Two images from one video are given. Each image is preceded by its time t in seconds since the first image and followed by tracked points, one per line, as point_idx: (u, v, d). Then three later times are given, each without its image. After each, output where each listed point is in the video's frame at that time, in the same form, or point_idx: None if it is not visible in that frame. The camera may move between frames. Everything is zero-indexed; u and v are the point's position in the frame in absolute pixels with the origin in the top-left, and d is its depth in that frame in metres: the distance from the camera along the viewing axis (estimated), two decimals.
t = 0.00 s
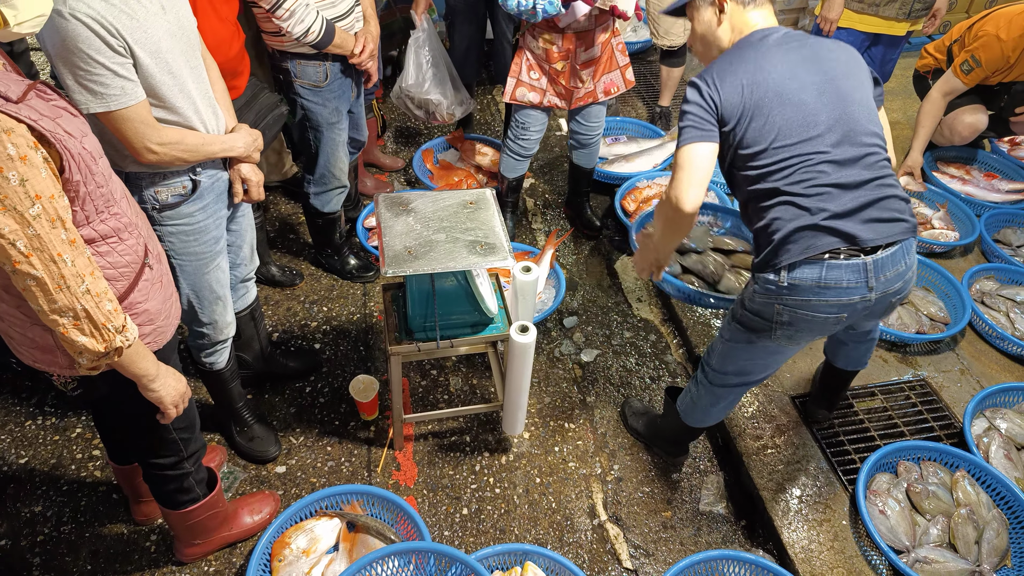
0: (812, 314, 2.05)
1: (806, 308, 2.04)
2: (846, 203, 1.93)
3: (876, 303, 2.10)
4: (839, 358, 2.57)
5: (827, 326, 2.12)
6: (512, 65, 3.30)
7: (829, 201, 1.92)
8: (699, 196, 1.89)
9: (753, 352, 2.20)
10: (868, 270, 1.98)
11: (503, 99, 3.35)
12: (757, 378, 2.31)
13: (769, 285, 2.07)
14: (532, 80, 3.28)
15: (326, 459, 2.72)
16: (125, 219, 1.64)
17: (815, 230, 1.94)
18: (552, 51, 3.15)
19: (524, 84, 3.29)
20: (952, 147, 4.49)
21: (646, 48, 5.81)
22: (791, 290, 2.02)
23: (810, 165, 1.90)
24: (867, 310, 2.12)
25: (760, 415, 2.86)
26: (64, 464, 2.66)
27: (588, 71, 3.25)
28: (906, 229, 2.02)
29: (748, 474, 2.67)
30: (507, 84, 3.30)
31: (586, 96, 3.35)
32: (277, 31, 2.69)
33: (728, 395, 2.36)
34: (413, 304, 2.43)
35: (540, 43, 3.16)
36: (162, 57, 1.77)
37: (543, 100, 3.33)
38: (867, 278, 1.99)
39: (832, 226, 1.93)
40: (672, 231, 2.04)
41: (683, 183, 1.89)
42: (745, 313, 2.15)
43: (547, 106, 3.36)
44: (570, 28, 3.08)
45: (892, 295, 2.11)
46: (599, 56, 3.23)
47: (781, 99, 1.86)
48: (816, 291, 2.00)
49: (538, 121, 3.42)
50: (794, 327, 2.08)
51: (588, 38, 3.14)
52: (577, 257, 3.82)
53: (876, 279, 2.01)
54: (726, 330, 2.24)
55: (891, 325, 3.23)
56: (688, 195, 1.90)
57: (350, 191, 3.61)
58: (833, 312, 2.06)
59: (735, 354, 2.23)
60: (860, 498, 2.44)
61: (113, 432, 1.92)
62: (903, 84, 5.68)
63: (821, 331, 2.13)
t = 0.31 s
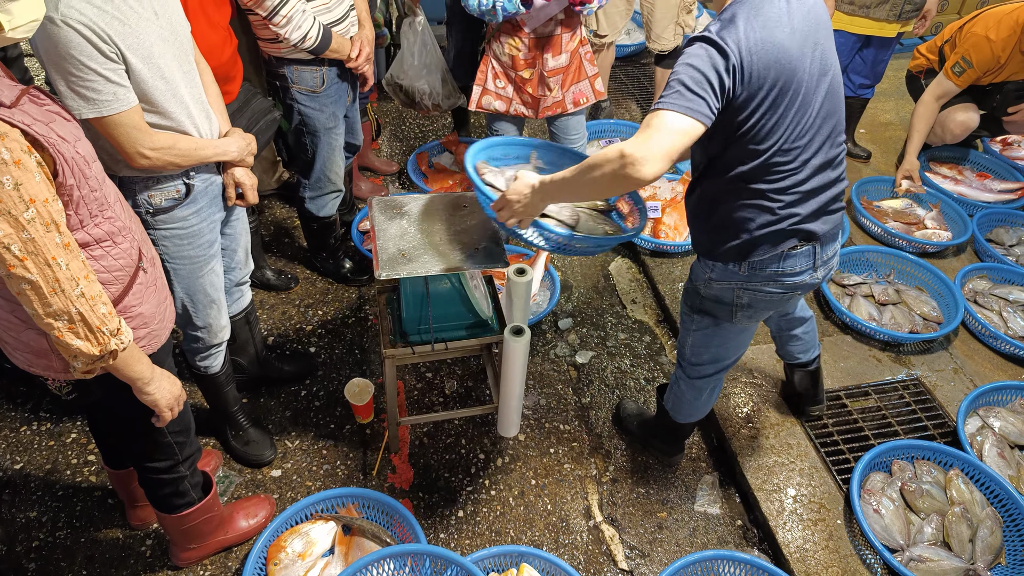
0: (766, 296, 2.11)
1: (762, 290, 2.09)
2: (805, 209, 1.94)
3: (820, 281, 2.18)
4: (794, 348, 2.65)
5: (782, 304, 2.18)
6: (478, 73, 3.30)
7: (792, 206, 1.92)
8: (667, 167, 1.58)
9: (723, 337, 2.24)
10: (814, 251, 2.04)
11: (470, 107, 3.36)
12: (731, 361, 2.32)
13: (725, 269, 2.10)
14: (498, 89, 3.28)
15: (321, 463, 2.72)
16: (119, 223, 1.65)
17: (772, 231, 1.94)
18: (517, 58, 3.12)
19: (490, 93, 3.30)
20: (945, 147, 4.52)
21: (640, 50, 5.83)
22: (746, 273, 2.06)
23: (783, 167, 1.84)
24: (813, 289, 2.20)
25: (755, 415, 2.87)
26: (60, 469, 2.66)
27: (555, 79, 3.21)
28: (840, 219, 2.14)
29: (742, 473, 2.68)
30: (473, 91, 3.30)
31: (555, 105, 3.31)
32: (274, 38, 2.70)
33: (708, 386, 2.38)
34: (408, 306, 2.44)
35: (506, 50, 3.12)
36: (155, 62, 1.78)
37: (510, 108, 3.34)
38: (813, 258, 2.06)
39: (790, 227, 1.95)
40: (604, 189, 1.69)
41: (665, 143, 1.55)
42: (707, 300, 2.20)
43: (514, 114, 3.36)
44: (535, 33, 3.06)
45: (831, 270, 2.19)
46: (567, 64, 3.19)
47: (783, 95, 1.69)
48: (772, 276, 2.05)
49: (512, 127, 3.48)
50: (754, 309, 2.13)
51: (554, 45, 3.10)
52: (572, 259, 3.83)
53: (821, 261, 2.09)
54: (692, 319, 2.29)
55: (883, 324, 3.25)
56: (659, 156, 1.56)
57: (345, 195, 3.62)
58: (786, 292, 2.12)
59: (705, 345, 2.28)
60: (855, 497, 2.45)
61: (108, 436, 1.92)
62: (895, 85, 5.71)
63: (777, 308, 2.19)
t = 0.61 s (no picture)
0: (756, 289, 2.10)
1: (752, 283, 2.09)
2: (796, 215, 1.94)
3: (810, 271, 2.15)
4: (790, 342, 2.65)
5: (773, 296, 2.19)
6: (468, 87, 3.29)
7: (787, 214, 1.91)
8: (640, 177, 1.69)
9: (718, 331, 2.25)
10: (803, 247, 2.03)
11: (464, 122, 3.34)
12: (727, 356, 2.34)
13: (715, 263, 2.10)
14: (491, 101, 3.27)
15: (323, 464, 2.73)
16: (125, 222, 1.66)
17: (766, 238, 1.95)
18: (509, 67, 3.11)
19: (484, 106, 3.28)
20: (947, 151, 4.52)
21: (643, 54, 5.84)
22: (737, 266, 2.05)
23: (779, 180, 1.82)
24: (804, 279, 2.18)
25: (756, 419, 2.87)
26: (63, 469, 2.67)
27: (545, 81, 3.22)
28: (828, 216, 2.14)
29: (743, 476, 2.68)
30: (466, 106, 3.30)
31: (549, 109, 3.31)
32: (277, 41, 2.70)
33: (704, 383, 2.41)
34: (410, 307, 2.45)
35: (496, 59, 3.11)
36: (161, 63, 1.79)
37: (504, 119, 3.31)
38: (801, 253, 2.04)
39: (784, 232, 1.95)
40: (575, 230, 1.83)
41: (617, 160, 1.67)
42: (699, 293, 2.20)
43: (509, 123, 3.32)
44: (524, 37, 3.06)
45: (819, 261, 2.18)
46: (554, 65, 3.22)
47: (775, 117, 1.64)
48: (762, 271, 2.05)
49: (508, 136, 3.47)
50: (746, 300, 2.13)
51: (541, 46, 3.12)
52: (575, 261, 3.84)
53: (809, 253, 2.08)
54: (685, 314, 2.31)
55: (886, 328, 3.25)
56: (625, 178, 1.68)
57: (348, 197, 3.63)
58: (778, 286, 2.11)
59: (700, 339, 2.29)
60: (857, 501, 2.44)
61: (111, 436, 1.93)
62: (898, 88, 5.72)
63: (768, 300, 2.19)
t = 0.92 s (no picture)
0: (750, 272, 2.11)
1: (749, 267, 2.09)
2: (804, 212, 1.95)
3: (805, 269, 2.18)
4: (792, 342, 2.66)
5: (767, 285, 2.19)
6: (475, 87, 3.28)
7: (799, 209, 1.93)
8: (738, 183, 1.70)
9: (711, 312, 2.22)
10: (807, 242, 2.05)
11: (471, 122, 3.34)
12: (723, 339, 2.32)
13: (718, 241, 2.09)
14: (498, 102, 3.27)
15: (327, 462, 2.73)
16: (135, 218, 1.66)
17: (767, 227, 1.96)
18: (518, 69, 3.11)
19: (490, 107, 3.27)
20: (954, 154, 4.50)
21: (649, 54, 5.82)
22: (738, 247, 2.06)
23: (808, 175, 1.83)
24: (798, 275, 2.20)
25: (761, 421, 2.86)
26: (68, 465, 2.67)
27: (557, 85, 3.21)
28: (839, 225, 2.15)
29: (748, 479, 2.67)
30: (473, 107, 3.29)
31: (558, 113, 3.31)
32: (282, 40, 2.70)
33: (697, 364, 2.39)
34: (416, 307, 2.44)
35: (505, 61, 3.11)
36: (171, 61, 1.79)
37: (511, 121, 3.30)
38: (805, 247, 2.06)
39: (794, 224, 1.97)
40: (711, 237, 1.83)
41: (708, 174, 1.70)
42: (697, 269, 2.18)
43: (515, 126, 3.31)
44: (535, 39, 3.05)
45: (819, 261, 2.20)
46: (566, 69, 3.21)
47: (830, 103, 1.64)
48: (757, 257, 2.07)
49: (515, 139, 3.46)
50: (739, 285, 2.13)
51: (553, 49, 3.12)
52: (579, 262, 3.84)
53: (811, 249, 2.09)
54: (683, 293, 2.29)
55: (892, 332, 3.24)
56: (721, 189, 1.70)
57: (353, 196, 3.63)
58: (770, 275, 2.12)
59: (692, 318, 2.27)
60: (862, 504, 2.43)
61: (117, 432, 1.93)
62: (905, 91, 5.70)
63: (761, 290, 2.18)
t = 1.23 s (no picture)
0: (843, 271, 2.08)
1: (842, 266, 2.07)
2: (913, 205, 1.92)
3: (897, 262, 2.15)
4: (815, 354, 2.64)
5: (854, 283, 2.13)
6: (488, 77, 3.35)
7: (898, 198, 1.89)
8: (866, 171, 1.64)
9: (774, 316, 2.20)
10: (905, 235, 2.02)
11: (478, 110, 3.40)
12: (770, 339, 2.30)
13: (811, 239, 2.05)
14: (506, 93, 3.30)
15: (329, 462, 2.72)
16: (141, 217, 1.65)
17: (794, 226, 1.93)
18: (528, 61, 3.13)
19: (498, 97, 3.32)
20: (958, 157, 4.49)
21: (653, 56, 5.82)
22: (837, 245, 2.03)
23: (919, 158, 1.79)
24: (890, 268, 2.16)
25: (764, 423, 2.86)
26: (70, 463, 2.67)
27: (565, 85, 3.19)
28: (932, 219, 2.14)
29: (751, 481, 2.67)
30: (482, 94, 3.35)
31: (563, 114, 3.28)
32: (285, 40, 2.70)
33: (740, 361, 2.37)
34: (420, 307, 2.44)
35: (517, 52, 3.14)
36: (177, 59, 1.79)
37: (516, 114, 3.31)
38: (902, 241, 2.04)
39: (896, 215, 1.94)
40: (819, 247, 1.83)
41: (834, 158, 1.65)
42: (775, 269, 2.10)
43: (519, 120, 3.32)
44: (550, 35, 3.05)
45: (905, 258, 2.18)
46: (578, 70, 3.19)
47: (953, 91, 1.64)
48: (858, 254, 2.04)
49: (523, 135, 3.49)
50: (828, 285, 2.11)
51: (566, 48, 3.10)
52: (583, 263, 3.83)
53: (907, 241, 2.07)
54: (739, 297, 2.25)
55: (896, 335, 3.23)
56: (850, 171, 1.64)
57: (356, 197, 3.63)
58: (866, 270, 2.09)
59: (752, 317, 2.23)
60: (866, 507, 2.43)
61: (122, 431, 1.93)
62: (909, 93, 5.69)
63: (849, 291, 2.16)
